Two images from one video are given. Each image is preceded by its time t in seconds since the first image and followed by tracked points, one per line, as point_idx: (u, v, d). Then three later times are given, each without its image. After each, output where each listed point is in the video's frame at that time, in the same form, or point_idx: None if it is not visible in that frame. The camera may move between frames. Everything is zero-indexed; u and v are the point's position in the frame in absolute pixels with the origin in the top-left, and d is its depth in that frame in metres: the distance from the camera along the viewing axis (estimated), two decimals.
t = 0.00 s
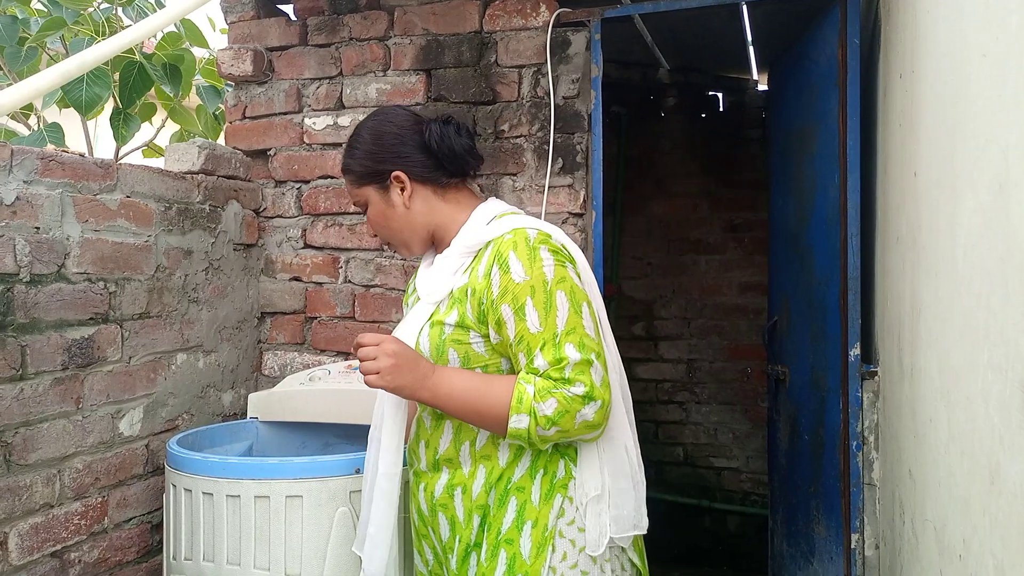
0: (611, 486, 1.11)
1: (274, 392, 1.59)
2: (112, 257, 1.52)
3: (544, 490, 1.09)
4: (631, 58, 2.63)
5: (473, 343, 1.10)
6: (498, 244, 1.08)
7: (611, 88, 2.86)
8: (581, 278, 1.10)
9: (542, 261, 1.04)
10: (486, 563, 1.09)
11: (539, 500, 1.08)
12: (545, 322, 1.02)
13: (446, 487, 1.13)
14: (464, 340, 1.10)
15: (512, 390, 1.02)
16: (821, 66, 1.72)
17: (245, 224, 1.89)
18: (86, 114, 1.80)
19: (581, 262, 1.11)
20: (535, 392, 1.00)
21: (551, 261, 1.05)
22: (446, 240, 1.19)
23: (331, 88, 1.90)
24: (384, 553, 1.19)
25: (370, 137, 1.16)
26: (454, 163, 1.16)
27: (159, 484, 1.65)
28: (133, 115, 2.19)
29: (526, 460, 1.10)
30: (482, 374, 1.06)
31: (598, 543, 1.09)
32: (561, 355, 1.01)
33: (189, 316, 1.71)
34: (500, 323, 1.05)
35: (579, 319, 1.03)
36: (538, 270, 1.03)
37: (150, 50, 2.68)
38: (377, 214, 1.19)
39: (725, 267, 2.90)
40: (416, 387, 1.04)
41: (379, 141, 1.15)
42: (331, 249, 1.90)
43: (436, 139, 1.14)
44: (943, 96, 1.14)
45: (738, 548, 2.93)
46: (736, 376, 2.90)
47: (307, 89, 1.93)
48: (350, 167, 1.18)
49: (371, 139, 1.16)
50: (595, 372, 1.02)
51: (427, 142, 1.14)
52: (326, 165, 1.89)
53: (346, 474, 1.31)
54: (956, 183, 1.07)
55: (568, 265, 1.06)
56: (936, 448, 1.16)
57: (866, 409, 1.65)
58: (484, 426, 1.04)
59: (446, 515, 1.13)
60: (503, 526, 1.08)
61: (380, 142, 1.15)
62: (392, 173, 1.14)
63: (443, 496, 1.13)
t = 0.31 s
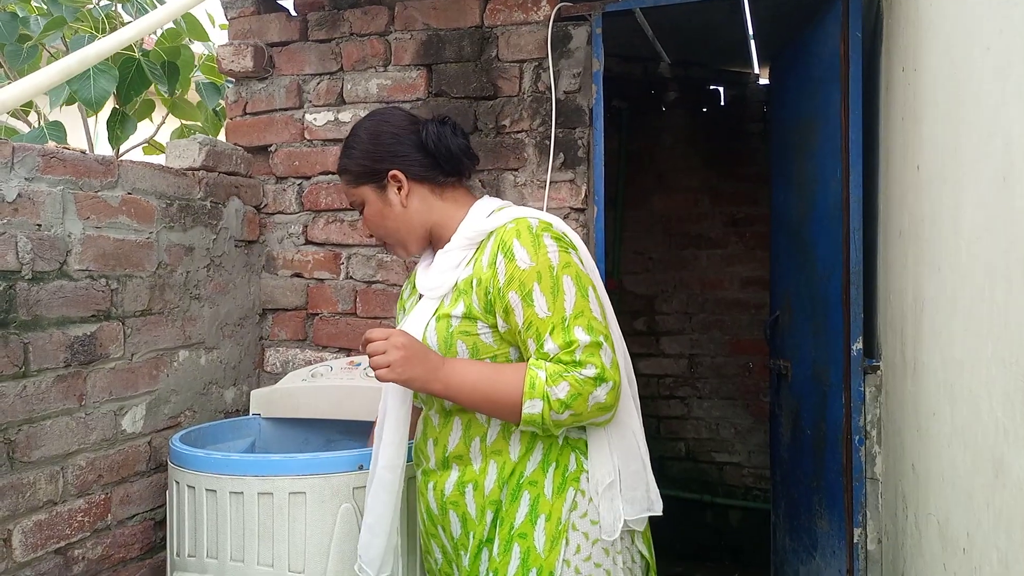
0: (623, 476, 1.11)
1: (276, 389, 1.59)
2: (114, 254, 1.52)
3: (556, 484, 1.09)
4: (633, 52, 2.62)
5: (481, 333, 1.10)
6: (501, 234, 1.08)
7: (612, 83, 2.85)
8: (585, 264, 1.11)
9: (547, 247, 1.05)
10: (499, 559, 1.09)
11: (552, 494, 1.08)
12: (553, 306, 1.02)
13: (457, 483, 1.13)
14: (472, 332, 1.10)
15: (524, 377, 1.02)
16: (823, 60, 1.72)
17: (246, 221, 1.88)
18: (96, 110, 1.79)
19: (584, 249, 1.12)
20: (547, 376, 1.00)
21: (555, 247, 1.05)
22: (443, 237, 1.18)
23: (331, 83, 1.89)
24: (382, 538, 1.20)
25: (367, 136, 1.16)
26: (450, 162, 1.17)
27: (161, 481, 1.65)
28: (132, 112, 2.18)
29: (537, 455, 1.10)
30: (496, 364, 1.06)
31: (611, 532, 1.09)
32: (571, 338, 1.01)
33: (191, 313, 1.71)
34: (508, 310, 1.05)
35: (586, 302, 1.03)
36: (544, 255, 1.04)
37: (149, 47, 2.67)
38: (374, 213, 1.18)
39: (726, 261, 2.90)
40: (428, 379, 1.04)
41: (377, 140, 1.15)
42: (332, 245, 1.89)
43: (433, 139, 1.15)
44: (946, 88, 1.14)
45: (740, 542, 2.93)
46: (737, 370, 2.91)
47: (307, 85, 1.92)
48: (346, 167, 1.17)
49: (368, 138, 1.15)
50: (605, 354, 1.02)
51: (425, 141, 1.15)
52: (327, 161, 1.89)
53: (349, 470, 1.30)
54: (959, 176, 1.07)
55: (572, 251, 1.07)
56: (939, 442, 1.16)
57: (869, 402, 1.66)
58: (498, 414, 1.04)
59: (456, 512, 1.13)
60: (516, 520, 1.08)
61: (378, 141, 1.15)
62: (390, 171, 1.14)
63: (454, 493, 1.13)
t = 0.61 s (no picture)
0: (619, 481, 1.11)
1: (273, 388, 1.59)
2: (111, 253, 1.51)
3: (550, 484, 1.09)
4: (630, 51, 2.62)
5: (481, 337, 1.10)
6: (509, 238, 1.08)
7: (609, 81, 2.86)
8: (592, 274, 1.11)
9: (554, 255, 1.05)
10: (492, 558, 1.09)
11: (545, 493, 1.08)
12: (558, 315, 1.02)
13: (452, 480, 1.14)
14: (472, 334, 1.10)
15: (524, 386, 1.02)
16: (820, 58, 1.72)
17: (243, 220, 1.88)
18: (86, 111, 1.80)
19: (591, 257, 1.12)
20: (548, 387, 1.00)
21: (563, 255, 1.05)
22: (451, 231, 1.19)
23: (328, 82, 1.89)
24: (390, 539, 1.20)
25: (380, 125, 1.16)
26: (463, 155, 1.17)
27: (159, 481, 1.65)
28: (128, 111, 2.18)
29: (532, 455, 1.10)
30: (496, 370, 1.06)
31: (604, 535, 1.09)
32: (575, 349, 1.01)
33: (188, 312, 1.70)
34: (512, 317, 1.05)
35: (592, 313, 1.03)
36: (551, 264, 1.04)
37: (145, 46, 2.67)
38: (383, 203, 1.18)
39: (724, 260, 2.91)
40: (429, 385, 1.04)
41: (389, 129, 1.15)
42: (329, 244, 1.89)
43: (447, 130, 1.15)
44: (944, 87, 1.14)
45: (738, 540, 2.94)
46: (735, 369, 2.91)
47: (305, 84, 1.92)
48: (357, 154, 1.17)
49: (381, 127, 1.16)
50: (607, 367, 1.02)
51: (438, 133, 1.15)
52: (325, 160, 1.89)
53: (347, 469, 1.30)
54: (957, 174, 1.07)
55: (580, 260, 1.07)
56: (937, 440, 1.16)
57: (866, 401, 1.66)
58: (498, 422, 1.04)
59: (451, 509, 1.14)
60: (509, 519, 1.09)
61: (391, 131, 1.15)
62: (402, 161, 1.14)
63: (449, 490, 1.14)
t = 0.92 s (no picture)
0: (610, 488, 1.11)
1: (271, 382, 1.58)
2: (109, 246, 1.51)
3: (538, 483, 1.10)
4: (629, 46, 2.62)
5: (473, 338, 1.10)
6: (507, 242, 1.07)
7: (608, 77, 2.85)
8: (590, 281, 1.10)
9: (549, 263, 1.04)
10: (481, 553, 1.11)
11: (532, 491, 1.09)
12: (548, 326, 1.01)
13: (444, 473, 1.15)
14: (464, 335, 1.11)
15: (511, 394, 1.02)
16: (819, 54, 1.72)
17: (241, 214, 1.88)
18: (85, 102, 1.80)
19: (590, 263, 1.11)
20: (532, 398, 1.00)
21: (559, 263, 1.04)
22: (457, 222, 1.19)
23: (326, 76, 1.89)
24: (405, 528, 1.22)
25: (388, 113, 1.15)
26: (472, 145, 1.16)
27: (157, 474, 1.65)
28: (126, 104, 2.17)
29: (520, 454, 1.10)
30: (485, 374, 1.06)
31: (593, 540, 1.09)
32: (562, 361, 1.00)
33: (186, 306, 1.70)
34: (503, 323, 1.05)
35: (584, 325, 1.02)
36: (545, 273, 1.03)
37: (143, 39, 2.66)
38: (391, 191, 1.18)
39: (722, 255, 2.91)
40: (413, 389, 1.05)
41: (397, 118, 1.14)
42: (327, 238, 1.89)
43: (456, 120, 1.14)
44: (943, 82, 1.14)
45: (736, 536, 2.94)
46: (733, 364, 2.91)
47: (303, 78, 1.91)
48: (365, 142, 1.17)
49: (389, 115, 1.15)
50: (596, 381, 1.02)
51: (446, 122, 1.14)
52: (323, 154, 1.88)
53: (345, 463, 1.30)
54: (957, 169, 1.07)
55: (577, 267, 1.06)
56: (935, 435, 1.16)
57: (864, 396, 1.66)
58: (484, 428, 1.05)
59: (443, 502, 1.16)
60: (497, 516, 1.10)
61: (399, 120, 1.14)
62: (410, 151, 1.14)
63: (440, 483, 1.15)
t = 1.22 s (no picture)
0: (610, 487, 1.10)
1: (273, 379, 1.58)
2: (111, 243, 1.51)
3: (537, 481, 1.10)
4: (632, 44, 2.61)
5: (474, 332, 1.10)
6: (509, 236, 1.07)
7: (612, 74, 2.85)
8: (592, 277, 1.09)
9: (551, 257, 1.03)
10: (480, 552, 1.11)
11: (532, 489, 1.09)
12: (549, 319, 1.01)
13: (443, 470, 1.16)
14: (465, 329, 1.11)
15: (511, 388, 1.02)
16: (823, 51, 1.71)
17: (244, 211, 1.88)
18: (88, 98, 1.80)
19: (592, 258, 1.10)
20: (532, 391, 1.00)
21: (561, 257, 1.04)
22: (462, 217, 1.19)
23: (329, 73, 1.88)
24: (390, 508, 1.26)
25: (395, 108, 1.15)
26: (478, 140, 1.16)
27: (159, 471, 1.66)
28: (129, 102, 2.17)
29: (520, 452, 1.10)
30: (485, 368, 1.06)
31: (593, 538, 1.09)
32: (563, 355, 1.00)
33: (189, 303, 1.70)
34: (505, 316, 1.05)
35: (585, 319, 1.02)
36: (547, 266, 1.03)
37: (147, 36, 2.66)
38: (396, 187, 1.18)
39: (724, 254, 2.90)
40: (413, 379, 1.05)
41: (404, 113, 1.14)
42: (330, 236, 1.89)
43: (462, 115, 1.14)
44: (948, 80, 1.14)
45: (737, 534, 2.94)
46: (735, 363, 2.91)
47: (306, 75, 1.91)
48: (372, 137, 1.17)
49: (395, 110, 1.15)
50: (596, 376, 1.01)
51: (453, 117, 1.14)
52: (325, 151, 1.88)
53: (347, 460, 1.30)
54: (962, 167, 1.06)
55: (579, 262, 1.05)
56: (938, 433, 1.16)
57: (866, 395, 1.66)
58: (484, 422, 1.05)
59: (442, 499, 1.16)
60: (496, 514, 1.10)
61: (405, 115, 1.14)
62: (416, 146, 1.14)
63: (440, 480, 1.16)
